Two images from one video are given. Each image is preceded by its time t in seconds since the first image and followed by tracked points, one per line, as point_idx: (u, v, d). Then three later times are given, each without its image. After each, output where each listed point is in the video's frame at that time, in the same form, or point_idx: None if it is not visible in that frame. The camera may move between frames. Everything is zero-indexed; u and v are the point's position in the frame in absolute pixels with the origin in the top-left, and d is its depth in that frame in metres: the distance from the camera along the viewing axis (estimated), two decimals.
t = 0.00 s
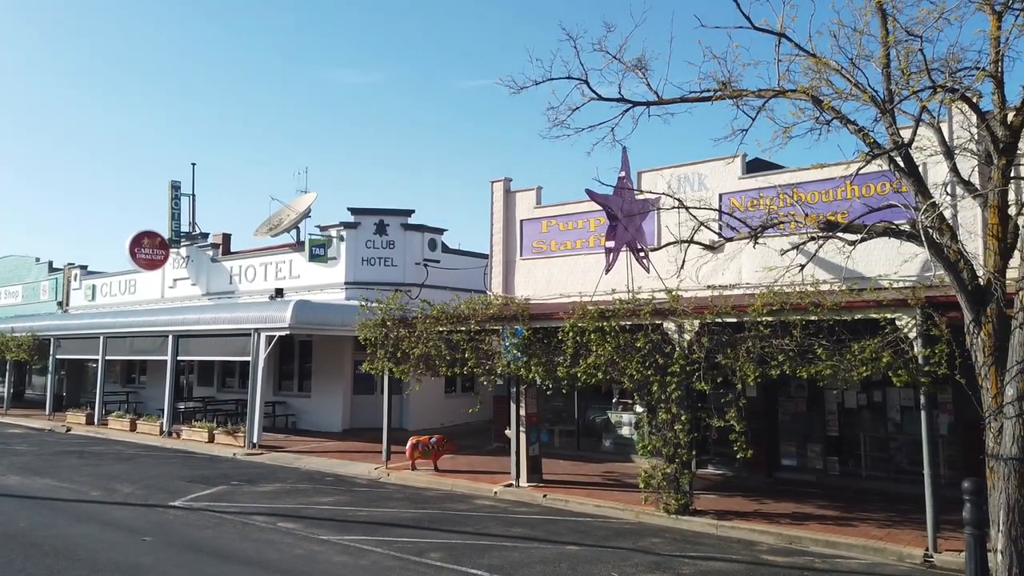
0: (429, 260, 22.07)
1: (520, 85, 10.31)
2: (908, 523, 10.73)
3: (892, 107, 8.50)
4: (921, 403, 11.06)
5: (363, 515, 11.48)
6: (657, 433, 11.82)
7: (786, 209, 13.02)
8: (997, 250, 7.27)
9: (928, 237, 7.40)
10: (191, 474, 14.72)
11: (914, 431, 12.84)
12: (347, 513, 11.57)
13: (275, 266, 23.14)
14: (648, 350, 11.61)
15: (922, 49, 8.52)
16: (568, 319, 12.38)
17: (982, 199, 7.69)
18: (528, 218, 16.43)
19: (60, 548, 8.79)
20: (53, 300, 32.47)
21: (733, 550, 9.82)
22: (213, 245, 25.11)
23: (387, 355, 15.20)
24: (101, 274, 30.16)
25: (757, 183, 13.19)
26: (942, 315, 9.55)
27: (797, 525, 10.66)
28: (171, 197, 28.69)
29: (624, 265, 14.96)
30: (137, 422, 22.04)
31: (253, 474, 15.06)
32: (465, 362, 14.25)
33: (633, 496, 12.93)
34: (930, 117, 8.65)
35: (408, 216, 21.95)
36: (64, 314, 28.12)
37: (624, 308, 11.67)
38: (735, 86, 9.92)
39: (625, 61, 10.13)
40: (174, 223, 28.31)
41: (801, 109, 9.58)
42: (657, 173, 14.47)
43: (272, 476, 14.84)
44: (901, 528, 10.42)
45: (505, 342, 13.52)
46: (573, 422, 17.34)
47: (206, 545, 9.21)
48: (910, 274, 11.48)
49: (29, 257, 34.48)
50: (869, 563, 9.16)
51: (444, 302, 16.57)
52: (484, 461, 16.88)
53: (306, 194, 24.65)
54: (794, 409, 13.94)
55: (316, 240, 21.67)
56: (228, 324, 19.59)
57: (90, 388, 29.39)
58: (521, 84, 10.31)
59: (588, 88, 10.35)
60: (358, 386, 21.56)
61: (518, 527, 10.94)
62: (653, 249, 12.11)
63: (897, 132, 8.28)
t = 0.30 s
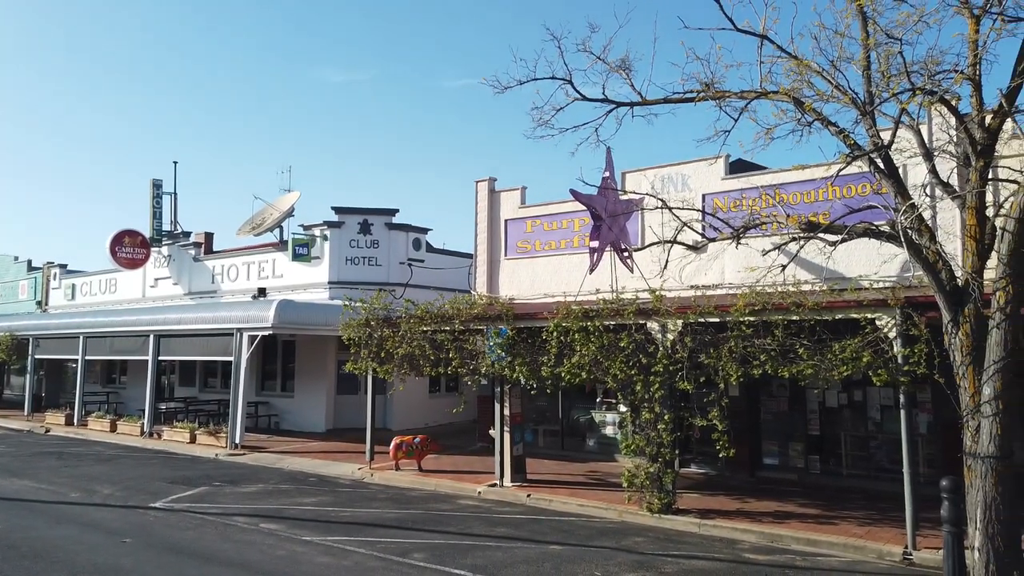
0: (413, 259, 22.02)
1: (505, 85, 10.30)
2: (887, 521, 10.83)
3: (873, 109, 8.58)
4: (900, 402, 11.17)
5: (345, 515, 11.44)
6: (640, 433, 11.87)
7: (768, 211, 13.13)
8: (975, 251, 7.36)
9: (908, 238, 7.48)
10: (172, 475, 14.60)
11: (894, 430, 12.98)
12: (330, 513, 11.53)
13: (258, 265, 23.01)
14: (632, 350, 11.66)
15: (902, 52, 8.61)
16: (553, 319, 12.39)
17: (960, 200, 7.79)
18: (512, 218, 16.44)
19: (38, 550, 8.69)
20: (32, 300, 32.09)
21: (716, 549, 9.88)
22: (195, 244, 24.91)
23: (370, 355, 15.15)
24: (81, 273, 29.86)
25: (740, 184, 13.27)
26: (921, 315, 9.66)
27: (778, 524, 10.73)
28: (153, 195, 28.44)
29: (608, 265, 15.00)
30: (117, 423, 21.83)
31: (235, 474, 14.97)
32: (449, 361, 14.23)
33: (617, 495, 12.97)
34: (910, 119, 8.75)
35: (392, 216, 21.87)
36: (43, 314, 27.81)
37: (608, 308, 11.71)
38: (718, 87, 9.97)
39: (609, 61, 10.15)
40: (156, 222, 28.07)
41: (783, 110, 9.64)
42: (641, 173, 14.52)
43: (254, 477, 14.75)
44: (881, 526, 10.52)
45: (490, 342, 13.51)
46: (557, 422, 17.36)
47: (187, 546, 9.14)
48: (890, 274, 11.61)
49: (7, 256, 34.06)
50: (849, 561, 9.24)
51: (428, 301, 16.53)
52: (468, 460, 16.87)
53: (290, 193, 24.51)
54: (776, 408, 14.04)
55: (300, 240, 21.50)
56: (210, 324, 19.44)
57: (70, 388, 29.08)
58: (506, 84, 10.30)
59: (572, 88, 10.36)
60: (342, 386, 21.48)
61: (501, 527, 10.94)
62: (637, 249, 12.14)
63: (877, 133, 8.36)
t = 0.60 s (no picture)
0: (397, 259, 21.96)
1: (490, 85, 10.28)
2: (867, 519, 10.94)
3: (853, 112, 8.64)
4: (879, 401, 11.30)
5: (328, 516, 11.40)
6: (624, 432, 11.91)
7: (750, 211, 13.23)
8: (953, 251, 7.44)
9: (886, 239, 7.56)
10: (153, 476, 14.48)
11: (873, 429, 13.11)
12: (313, 513, 11.48)
13: (240, 265, 22.87)
14: (615, 350, 11.70)
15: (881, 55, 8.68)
16: (537, 318, 12.41)
17: (938, 201, 7.86)
18: (497, 218, 16.44)
19: (14, 552, 8.59)
20: (9, 299, 31.70)
21: (698, 547, 9.94)
22: (177, 243, 24.73)
23: (354, 355, 15.10)
24: (60, 272, 29.53)
25: (723, 185, 13.35)
26: (900, 315, 9.80)
27: (760, 523, 10.81)
28: (134, 194, 28.18)
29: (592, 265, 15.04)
30: (97, 424, 21.60)
31: (217, 475, 14.87)
32: (433, 361, 14.21)
33: (600, 495, 13.01)
34: (889, 121, 8.83)
35: (377, 215, 21.80)
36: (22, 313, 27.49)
37: (592, 307, 11.74)
38: (700, 89, 10.01)
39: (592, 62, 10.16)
40: (137, 221, 27.82)
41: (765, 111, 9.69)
42: (625, 173, 14.56)
43: (236, 478, 14.66)
44: (860, 524, 10.62)
45: (474, 342, 13.51)
46: (541, 422, 17.38)
47: (167, 548, 9.08)
48: (869, 275, 11.74)
49: None
50: (829, 559, 9.33)
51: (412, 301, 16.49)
52: (452, 460, 16.86)
53: (273, 192, 24.38)
54: (758, 408, 14.15)
55: (283, 238, 21.39)
56: (192, 324, 19.30)
57: (49, 389, 28.76)
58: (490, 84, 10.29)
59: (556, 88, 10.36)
60: (325, 386, 21.39)
61: (484, 527, 10.94)
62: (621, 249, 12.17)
63: (857, 135, 8.43)
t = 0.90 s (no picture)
0: (372, 259, 21.86)
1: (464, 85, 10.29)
2: (834, 517, 11.11)
3: (821, 115, 8.76)
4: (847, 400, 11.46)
5: (299, 517, 11.33)
6: (597, 432, 11.97)
7: (722, 212, 13.36)
8: (917, 253, 7.58)
9: (853, 241, 7.68)
10: (121, 478, 14.28)
11: (842, 427, 13.30)
12: (284, 515, 11.40)
13: (212, 264, 22.64)
14: (589, 350, 11.75)
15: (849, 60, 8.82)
16: (511, 318, 12.43)
17: (903, 204, 8.00)
18: (472, 218, 16.44)
19: None
20: None
21: (669, 546, 10.03)
22: (148, 242, 24.41)
23: (328, 355, 15.00)
24: (27, 270, 29.00)
25: (696, 187, 13.47)
26: (867, 315, 9.96)
27: (730, 521, 10.93)
28: (104, 191, 27.75)
29: (566, 265, 15.10)
30: (64, 425, 21.25)
31: (187, 477, 14.71)
32: (407, 362, 14.17)
33: (573, 494, 13.06)
34: (856, 124, 8.96)
35: (351, 215, 21.69)
36: None
37: (566, 308, 11.79)
38: (673, 91, 10.09)
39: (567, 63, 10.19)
40: (106, 219, 27.41)
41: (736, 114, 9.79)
42: (600, 174, 14.63)
43: (207, 479, 14.51)
44: (828, 522, 10.78)
45: (448, 342, 13.50)
46: (515, 422, 17.41)
47: (135, 551, 8.97)
48: (837, 276, 11.93)
49: None
50: (797, 556, 9.46)
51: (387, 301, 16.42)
52: (426, 461, 16.83)
53: (246, 190, 24.15)
54: (729, 407, 14.29)
55: (256, 237, 21.23)
56: (162, 324, 19.07)
57: (15, 390, 28.23)
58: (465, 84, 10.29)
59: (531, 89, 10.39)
60: (298, 386, 21.23)
61: (457, 527, 10.94)
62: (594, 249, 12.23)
63: (826, 138, 8.55)
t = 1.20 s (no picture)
0: (341, 258, 21.71)
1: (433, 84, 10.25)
2: (798, 513, 11.28)
3: (785, 118, 8.89)
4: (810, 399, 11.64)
5: (265, 519, 11.21)
6: (565, 432, 12.01)
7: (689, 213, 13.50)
8: (878, 254, 7.72)
9: (816, 242, 7.81)
10: (81, 481, 14.00)
11: (806, 426, 13.51)
12: (249, 517, 11.27)
13: (177, 263, 22.30)
14: (558, 349, 11.78)
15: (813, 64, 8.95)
16: (481, 318, 12.43)
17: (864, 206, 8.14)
18: (441, 217, 16.40)
19: None
20: None
21: (636, 544, 10.10)
22: (111, 240, 23.98)
23: (295, 355, 14.86)
24: None
25: (664, 188, 13.59)
26: (830, 315, 10.14)
27: (697, 519, 11.04)
28: (65, 188, 27.18)
29: (536, 265, 15.13)
30: (23, 427, 20.77)
31: (150, 479, 14.46)
32: (376, 362, 14.09)
33: (541, 494, 13.09)
34: (819, 127, 9.10)
35: (320, 213, 21.52)
36: None
37: (535, 308, 11.81)
38: (641, 93, 10.16)
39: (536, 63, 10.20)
40: (68, 216, 26.86)
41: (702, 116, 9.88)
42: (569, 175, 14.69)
43: (171, 481, 14.29)
44: (792, 519, 10.94)
45: (417, 342, 13.45)
46: (484, 422, 17.40)
47: (95, 554, 8.81)
48: (801, 276, 12.13)
49: None
50: (761, 553, 9.59)
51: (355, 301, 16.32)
52: (394, 461, 16.76)
53: (212, 188, 23.84)
54: (696, 406, 14.44)
55: (222, 236, 21.00)
56: (125, 323, 18.74)
57: None
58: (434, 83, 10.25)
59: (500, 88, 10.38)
60: (265, 387, 21.01)
61: (425, 528, 10.91)
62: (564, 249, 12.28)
63: (789, 140, 8.67)
